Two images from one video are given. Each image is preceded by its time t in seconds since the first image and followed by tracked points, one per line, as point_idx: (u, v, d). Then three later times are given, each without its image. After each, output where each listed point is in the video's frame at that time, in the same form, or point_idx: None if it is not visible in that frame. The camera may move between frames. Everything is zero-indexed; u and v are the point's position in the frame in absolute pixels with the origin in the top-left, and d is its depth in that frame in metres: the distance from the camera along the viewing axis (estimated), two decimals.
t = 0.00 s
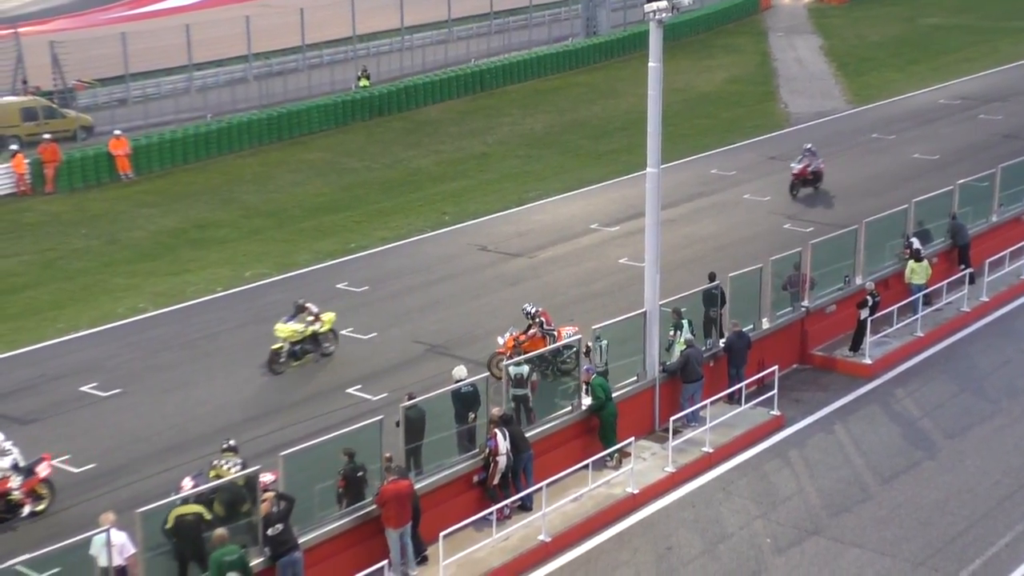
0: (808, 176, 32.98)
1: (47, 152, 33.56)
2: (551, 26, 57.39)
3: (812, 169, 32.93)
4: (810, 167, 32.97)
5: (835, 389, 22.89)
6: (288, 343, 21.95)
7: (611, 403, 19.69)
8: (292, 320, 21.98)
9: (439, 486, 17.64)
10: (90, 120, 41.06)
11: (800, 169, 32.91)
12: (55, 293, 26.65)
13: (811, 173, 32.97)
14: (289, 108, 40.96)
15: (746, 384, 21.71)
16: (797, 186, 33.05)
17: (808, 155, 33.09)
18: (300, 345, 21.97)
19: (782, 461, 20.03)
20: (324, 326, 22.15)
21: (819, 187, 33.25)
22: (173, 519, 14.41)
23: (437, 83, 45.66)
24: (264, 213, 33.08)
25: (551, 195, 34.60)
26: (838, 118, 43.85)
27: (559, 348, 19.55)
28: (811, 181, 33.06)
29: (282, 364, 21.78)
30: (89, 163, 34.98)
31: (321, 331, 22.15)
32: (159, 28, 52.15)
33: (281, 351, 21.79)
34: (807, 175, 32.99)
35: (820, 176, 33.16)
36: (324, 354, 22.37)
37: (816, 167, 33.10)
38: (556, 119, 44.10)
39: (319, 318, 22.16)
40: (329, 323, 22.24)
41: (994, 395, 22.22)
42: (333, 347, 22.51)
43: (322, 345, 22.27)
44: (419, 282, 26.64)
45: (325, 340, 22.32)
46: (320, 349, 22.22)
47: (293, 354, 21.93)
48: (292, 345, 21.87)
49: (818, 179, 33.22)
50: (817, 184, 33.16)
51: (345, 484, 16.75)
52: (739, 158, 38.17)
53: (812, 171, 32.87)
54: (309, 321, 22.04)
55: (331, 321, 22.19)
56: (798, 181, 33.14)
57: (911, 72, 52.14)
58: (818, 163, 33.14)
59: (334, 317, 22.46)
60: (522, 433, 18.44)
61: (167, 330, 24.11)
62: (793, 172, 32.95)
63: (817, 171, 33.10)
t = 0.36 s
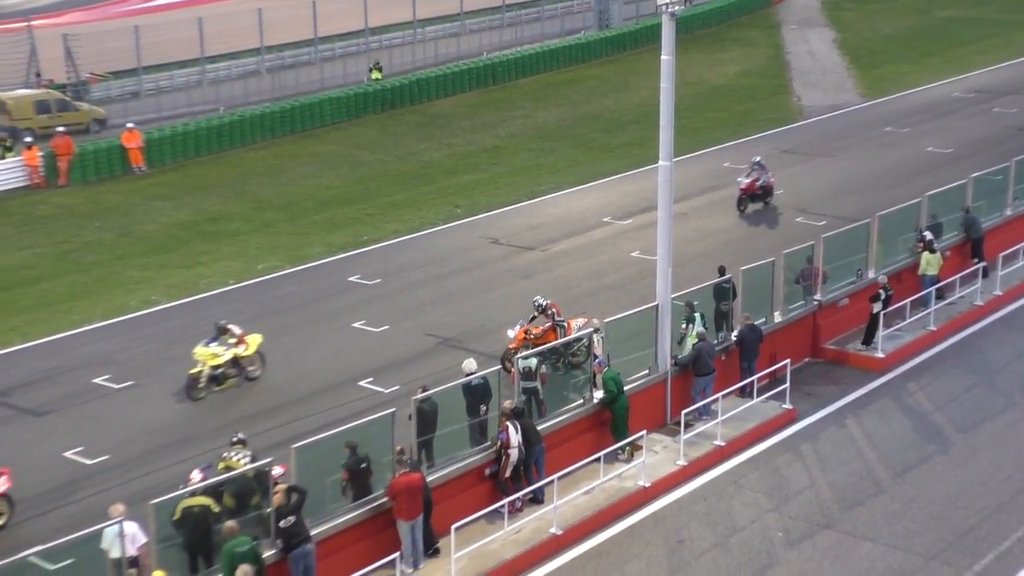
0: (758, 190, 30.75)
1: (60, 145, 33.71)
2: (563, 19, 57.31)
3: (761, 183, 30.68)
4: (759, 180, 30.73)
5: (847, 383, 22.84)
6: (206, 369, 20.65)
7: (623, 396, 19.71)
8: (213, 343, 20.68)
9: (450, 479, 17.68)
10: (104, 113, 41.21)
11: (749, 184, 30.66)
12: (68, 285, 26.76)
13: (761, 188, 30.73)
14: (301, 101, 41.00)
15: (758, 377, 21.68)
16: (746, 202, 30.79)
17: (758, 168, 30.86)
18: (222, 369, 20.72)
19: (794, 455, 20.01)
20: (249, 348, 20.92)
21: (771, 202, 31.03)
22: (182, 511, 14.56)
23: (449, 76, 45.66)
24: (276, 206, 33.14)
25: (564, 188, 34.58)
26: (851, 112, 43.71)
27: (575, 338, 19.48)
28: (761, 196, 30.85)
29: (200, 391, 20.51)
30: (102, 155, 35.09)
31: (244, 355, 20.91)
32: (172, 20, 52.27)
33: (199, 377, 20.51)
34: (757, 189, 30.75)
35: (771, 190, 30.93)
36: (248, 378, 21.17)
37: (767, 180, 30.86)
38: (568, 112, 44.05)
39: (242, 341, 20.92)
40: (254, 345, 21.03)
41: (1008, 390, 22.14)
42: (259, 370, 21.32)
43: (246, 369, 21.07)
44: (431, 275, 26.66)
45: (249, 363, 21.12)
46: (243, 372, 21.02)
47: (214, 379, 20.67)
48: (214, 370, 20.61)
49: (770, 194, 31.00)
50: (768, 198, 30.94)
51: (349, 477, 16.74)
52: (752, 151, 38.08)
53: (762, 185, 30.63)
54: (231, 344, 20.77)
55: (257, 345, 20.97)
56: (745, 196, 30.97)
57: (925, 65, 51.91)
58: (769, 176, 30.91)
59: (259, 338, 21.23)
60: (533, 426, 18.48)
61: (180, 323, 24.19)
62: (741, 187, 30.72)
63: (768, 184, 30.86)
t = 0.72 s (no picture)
0: (708, 206, 28.82)
1: (76, 136, 33.84)
2: (579, 12, 57.21)
3: (710, 199, 28.74)
4: (708, 196, 28.76)
5: (861, 377, 22.78)
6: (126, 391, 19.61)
7: (637, 389, 19.68)
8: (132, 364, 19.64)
9: (465, 470, 17.76)
10: (120, 104, 41.33)
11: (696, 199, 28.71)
12: (84, 275, 26.85)
13: (710, 203, 28.79)
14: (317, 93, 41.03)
15: (773, 371, 21.62)
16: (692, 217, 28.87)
17: (707, 182, 28.88)
18: (142, 392, 19.71)
19: (808, 448, 19.97)
20: (173, 369, 19.96)
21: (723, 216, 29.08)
22: (197, 500, 14.68)
23: (464, 69, 45.65)
24: (291, 197, 33.20)
25: (579, 181, 34.55)
26: (868, 105, 43.53)
27: (584, 333, 19.62)
28: (711, 211, 28.92)
29: (118, 415, 19.49)
30: (118, 146, 35.20)
31: (167, 376, 19.93)
32: (188, 12, 52.34)
33: (117, 400, 19.50)
34: (706, 205, 28.82)
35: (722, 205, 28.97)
36: (173, 401, 20.20)
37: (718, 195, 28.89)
38: (583, 105, 43.98)
39: (165, 362, 19.94)
40: (179, 365, 20.07)
41: None
42: (184, 392, 20.37)
43: (170, 390, 20.10)
44: (445, 267, 26.66)
45: (172, 384, 20.14)
46: (167, 394, 20.05)
47: (134, 402, 19.68)
48: (133, 393, 19.60)
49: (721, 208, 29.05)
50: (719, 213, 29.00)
51: (364, 467, 16.82)
52: (767, 144, 37.97)
53: (711, 201, 28.71)
54: (153, 365, 19.75)
55: (180, 366, 19.99)
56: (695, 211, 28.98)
57: (942, 58, 51.64)
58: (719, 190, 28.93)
59: (182, 359, 20.26)
60: (548, 418, 18.50)
61: (194, 313, 24.26)
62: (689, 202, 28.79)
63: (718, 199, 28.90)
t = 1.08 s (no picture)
0: (659, 221, 27.11)
1: (98, 125, 34.00)
2: (600, 4, 57.09)
3: (663, 213, 27.04)
4: (660, 210, 27.07)
5: (882, 371, 22.68)
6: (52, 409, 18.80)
7: (657, 381, 19.65)
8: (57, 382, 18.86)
9: (483, 461, 17.91)
10: (141, 94, 41.47)
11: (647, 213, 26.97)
12: (106, 264, 26.98)
13: (662, 218, 27.09)
14: (338, 83, 41.07)
15: (792, 364, 21.55)
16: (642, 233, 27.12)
17: (660, 196, 27.20)
18: (69, 411, 18.88)
19: (828, 442, 19.90)
20: (103, 387, 19.18)
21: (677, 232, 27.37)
22: (217, 489, 14.75)
23: (485, 60, 45.64)
24: (312, 187, 33.27)
25: (599, 172, 34.50)
26: (890, 98, 43.29)
27: (605, 322, 19.35)
28: (663, 227, 27.20)
29: (41, 435, 18.66)
30: (139, 135, 35.33)
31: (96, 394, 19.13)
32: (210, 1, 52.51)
33: (40, 418, 18.68)
34: (658, 220, 27.10)
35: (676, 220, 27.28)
36: (105, 419, 19.34)
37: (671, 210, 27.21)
38: (604, 96, 43.88)
39: (95, 379, 19.07)
40: (110, 382, 19.29)
41: None
42: (118, 410, 19.49)
43: (101, 409, 19.29)
44: (465, 258, 26.67)
45: (102, 403, 19.31)
46: (98, 413, 19.23)
47: (60, 420, 18.86)
48: (59, 411, 18.78)
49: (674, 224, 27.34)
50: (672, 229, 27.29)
51: (397, 456, 17.08)
52: (788, 137, 37.82)
53: (663, 216, 27.00)
54: (81, 382, 18.96)
55: (111, 384, 19.09)
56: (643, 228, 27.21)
57: (965, 51, 51.30)
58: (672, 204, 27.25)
59: (115, 375, 19.34)
60: (566, 410, 18.58)
61: (215, 303, 24.33)
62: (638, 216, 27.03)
63: (671, 214, 27.23)
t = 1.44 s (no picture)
0: (647, 237, 25.46)
1: (162, 115, 34.39)
2: None
3: (651, 229, 25.41)
4: (649, 226, 25.42)
5: (945, 365, 22.34)
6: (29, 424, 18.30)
7: (716, 373, 19.51)
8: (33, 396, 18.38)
9: (541, 452, 17.95)
10: (204, 84, 41.96)
11: (634, 229, 25.26)
12: (169, 252, 27.32)
13: (650, 234, 25.47)
14: (399, 74, 41.22)
15: (854, 357, 21.30)
16: (629, 249, 25.38)
17: (647, 210, 25.53)
18: (47, 425, 18.37)
19: (890, 437, 19.64)
20: (83, 400, 18.65)
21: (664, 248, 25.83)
22: (279, 476, 14.93)
23: (545, 50, 45.60)
24: (371, 177, 33.44)
25: (658, 163, 34.33)
26: (955, 89, 42.59)
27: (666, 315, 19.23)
28: (650, 243, 25.58)
29: (16, 450, 18.13)
30: (202, 125, 35.76)
31: (75, 407, 18.60)
32: None
33: (15, 433, 18.17)
34: (645, 236, 25.44)
35: (663, 235, 25.72)
36: (85, 433, 18.79)
37: (659, 225, 25.61)
38: (664, 87, 43.64)
39: (74, 393, 18.58)
40: (91, 395, 18.78)
41: None
42: (99, 423, 18.95)
43: (81, 421, 18.75)
44: (524, 249, 26.66)
45: (83, 416, 18.76)
46: (77, 426, 18.70)
47: (39, 435, 18.35)
48: (37, 425, 18.28)
49: (661, 239, 25.79)
50: (659, 245, 25.71)
51: (464, 444, 17.25)
52: (851, 128, 37.35)
53: (651, 232, 25.37)
54: (57, 396, 18.43)
55: (91, 396, 18.59)
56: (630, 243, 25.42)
57: None
58: (661, 219, 25.63)
59: (95, 387, 18.84)
60: (626, 401, 18.54)
61: (275, 291, 24.55)
62: (625, 232, 25.26)
63: (658, 230, 25.63)
